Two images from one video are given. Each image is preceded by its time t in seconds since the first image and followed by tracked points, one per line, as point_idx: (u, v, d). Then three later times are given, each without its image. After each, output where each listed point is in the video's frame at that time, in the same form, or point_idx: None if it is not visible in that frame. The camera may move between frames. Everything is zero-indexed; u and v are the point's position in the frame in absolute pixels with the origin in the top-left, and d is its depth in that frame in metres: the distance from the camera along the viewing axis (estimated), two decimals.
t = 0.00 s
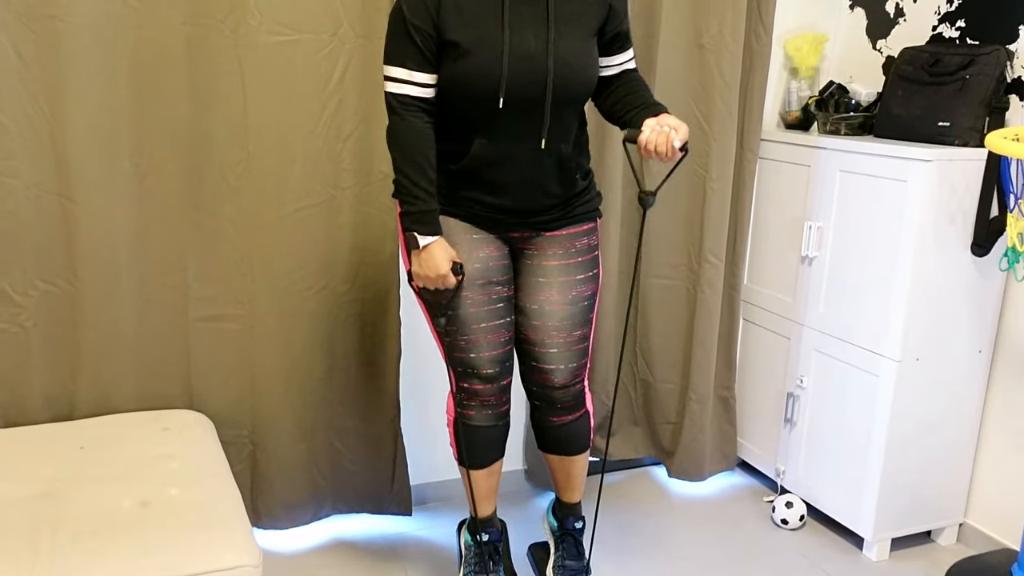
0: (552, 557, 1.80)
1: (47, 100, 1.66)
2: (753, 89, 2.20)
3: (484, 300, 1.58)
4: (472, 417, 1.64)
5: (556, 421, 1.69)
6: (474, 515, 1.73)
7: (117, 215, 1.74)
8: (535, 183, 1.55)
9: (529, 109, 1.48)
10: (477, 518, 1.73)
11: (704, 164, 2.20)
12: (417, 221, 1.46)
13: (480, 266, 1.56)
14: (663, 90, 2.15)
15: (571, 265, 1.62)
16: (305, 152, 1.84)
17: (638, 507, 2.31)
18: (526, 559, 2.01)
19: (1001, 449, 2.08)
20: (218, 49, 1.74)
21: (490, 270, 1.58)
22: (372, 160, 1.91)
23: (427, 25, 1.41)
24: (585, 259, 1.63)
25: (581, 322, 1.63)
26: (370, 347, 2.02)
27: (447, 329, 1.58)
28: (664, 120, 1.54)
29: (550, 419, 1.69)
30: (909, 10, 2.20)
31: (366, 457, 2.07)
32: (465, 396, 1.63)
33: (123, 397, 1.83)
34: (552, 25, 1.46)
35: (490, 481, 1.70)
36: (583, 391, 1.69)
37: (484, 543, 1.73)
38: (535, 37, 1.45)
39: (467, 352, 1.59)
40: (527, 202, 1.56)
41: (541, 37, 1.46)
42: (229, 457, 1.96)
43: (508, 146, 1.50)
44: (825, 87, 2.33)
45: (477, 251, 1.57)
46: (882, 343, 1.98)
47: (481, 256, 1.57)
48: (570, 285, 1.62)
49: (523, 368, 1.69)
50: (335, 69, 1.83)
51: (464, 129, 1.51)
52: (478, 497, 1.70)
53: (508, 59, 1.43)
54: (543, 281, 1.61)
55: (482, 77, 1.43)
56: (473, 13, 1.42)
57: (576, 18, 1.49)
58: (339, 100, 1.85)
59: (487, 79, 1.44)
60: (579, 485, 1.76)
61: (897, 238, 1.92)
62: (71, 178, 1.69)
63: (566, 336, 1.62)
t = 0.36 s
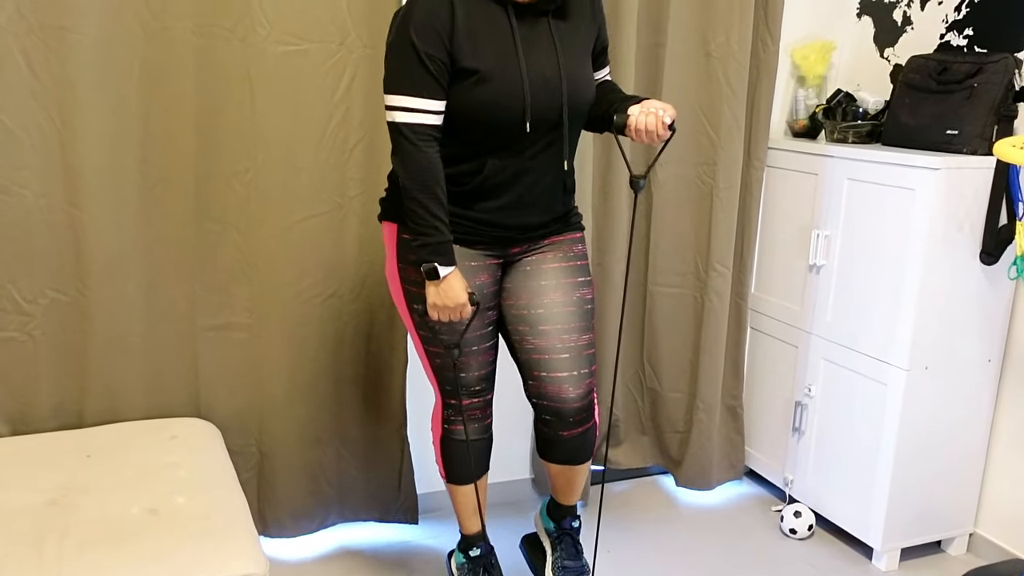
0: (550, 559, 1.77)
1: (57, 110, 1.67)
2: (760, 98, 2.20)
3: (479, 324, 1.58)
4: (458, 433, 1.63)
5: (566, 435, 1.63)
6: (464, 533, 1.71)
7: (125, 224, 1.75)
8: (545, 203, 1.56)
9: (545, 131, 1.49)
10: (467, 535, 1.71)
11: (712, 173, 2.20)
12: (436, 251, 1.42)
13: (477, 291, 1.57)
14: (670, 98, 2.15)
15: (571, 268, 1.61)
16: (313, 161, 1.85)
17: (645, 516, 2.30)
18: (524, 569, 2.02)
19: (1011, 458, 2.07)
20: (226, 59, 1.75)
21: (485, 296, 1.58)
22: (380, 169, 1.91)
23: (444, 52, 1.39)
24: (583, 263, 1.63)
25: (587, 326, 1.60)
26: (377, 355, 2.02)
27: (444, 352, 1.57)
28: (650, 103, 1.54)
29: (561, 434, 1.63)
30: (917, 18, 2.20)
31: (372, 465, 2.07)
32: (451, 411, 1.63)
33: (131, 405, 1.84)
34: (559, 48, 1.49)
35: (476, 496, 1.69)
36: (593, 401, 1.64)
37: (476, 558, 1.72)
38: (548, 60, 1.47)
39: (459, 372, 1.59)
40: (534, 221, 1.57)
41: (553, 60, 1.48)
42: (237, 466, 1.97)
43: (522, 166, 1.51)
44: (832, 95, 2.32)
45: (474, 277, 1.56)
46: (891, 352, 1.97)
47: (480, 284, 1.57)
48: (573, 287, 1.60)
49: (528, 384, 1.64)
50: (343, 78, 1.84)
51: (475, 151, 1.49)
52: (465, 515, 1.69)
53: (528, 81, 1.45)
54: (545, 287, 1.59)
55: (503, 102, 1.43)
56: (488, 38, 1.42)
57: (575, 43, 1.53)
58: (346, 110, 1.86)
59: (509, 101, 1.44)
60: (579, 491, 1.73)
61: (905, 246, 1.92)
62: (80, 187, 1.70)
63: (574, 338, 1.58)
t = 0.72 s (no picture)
0: (546, 561, 1.76)
1: (62, 118, 1.67)
2: (764, 105, 2.20)
3: (482, 356, 1.58)
4: (457, 463, 1.62)
5: (579, 445, 1.58)
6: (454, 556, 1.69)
7: (130, 233, 1.76)
8: (546, 230, 1.58)
9: (549, 160, 1.51)
10: (456, 557, 1.68)
11: (716, 180, 2.20)
12: (437, 283, 1.43)
13: (480, 321, 1.57)
14: (675, 105, 2.15)
15: (570, 278, 1.61)
16: (318, 169, 1.85)
17: (650, 524, 2.30)
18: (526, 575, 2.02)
19: (1018, 465, 2.06)
20: (231, 67, 1.76)
21: (488, 328, 1.59)
22: (384, 177, 1.92)
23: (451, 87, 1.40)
24: (580, 276, 1.63)
25: (594, 332, 1.59)
26: (380, 362, 2.02)
27: (447, 382, 1.56)
28: (647, 137, 1.56)
29: (573, 444, 1.58)
30: (921, 24, 2.20)
31: (377, 472, 2.07)
32: (452, 439, 1.61)
33: (136, 412, 1.84)
34: (559, 77, 1.51)
35: (470, 521, 1.67)
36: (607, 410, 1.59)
37: None
38: (550, 90, 1.48)
39: (461, 401, 1.58)
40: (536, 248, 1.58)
41: (556, 90, 1.49)
42: (241, 473, 1.97)
43: (526, 194, 1.52)
44: (837, 101, 2.32)
45: (478, 306, 1.56)
46: (897, 359, 1.96)
47: (482, 313, 1.57)
48: (574, 295, 1.60)
49: (539, 400, 1.60)
50: (346, 86, 1.84)
51: (480, 181, 1.49)
52: (458, 539, 1.66)
53: (535, 112, 1.46)
54: (549, 295, 1.58)
55: (510, 134, 1.44)
56: (495, 71, 1.43)
57: (573, 71, 1.55)
58: (349, 118, 1.86)
59: (516, 133, 1.45)
60: (576, 495, 1.70)
61: (910, 253, 1.91)
62: (85, 195, 1.71)
63: (582, 343, 1.56)
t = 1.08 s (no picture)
0: (546, 565, 1.77)
1: (65, 125, 1.68)
2: (766, 109, 2.20)
3: (501, 368, 1.58)
4: (467, 472, 1.61)
5: (580, 448, 1.57)
6: (449, 568, 1.69)
7: (132, 240, 1.76)
8: (570, 239, 1.60)
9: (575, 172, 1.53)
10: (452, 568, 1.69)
11: (717, 185, 2.20)
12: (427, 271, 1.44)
13: (500, 334, 1.57)
14: (676, 109, 2.15)
15: (585, 283, 1.61)
16: (320, 176, 1.86)
17: (653, 529, 2.29)
18: None
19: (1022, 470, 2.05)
20: (233, 74, 1.76)
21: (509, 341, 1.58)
22: (386, 183, 1.92)
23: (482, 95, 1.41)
24: (595, 281, 1.63)
25: (604, 337, 1.58)
26: (382, 368, 2.01)
27: (464, 396, 1.56)
28: (642, 155, 1.57)
29: (575, 448, 1.57)
30: (922, 28, 2.21)
31: (379, 479, 2.07)
32: (462, 452, 1.61)
33: (138, 419, 1.84)
34: (586, 91, 1.53)
35: (469, 536, 1.66)
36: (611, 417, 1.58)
37: None
38: (580, 104, 1.51)
39: (473, 414, 1.57)
40: (560, 257, 1.60)
41: (583, 101, 1.52)
42: (244, 479, 1.96)
43: (553, 204, 1.54)
44: (838, 106, 2.32)
45: (500, 319, 1.56)
46: (900, 364, 1.96)
47: (503, 325, 1.57)
48: (587, 298, 1.60)
49: (544, 401, 1.59)
50: (348, 93, 1.84)
51: (509, 191, 1.51)
52: (455, 553, 1.66)
53: (564, 123, 1.48)
54: (564, 297, 1.58)
55: (541, 144, 1.46)
56: (526, 82, 1.44)
57: (597, 84, 1.56)
58: (351, 124, 1.86)
59: (546, 144, 1.47)
60: (577, 497, 1.70)
61: (912, 258, 1.91)
62: (88, 203, 1.71)
63: (591, 346, 1.56)
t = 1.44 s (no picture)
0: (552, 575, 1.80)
1: (66, 131, 1.68)
2: (766, 113, 2.20)
3: (524, 337, 1.60)
4: (482, 447, 1.64)
5: (564, 435, 1.69)
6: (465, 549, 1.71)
7: (132, 245, 1.76)
8: (586, 207, 1.58)
9: (585, 136, 1.52)
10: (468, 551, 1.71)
11: (718, 188, 2.19)
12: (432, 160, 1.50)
13: (524, 302, 1.59)
14: (676, 112, 2.15)
15: (609, 274, 1.63)
16: (320, 180, 1.86)
17: (654, 533, 2.29)
18: None
19: None
20: (233, 79, 1.76)
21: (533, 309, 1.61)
22: (387, 187, 1.92)
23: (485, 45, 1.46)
24: (620, 269, 1.65)
25: (611, 334, 1.64)
26: (383, 373, 2.01)
27: (484, 363, 1.59)
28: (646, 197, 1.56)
29: (560, 432, 1.69)
30: (921, 31, 2.24)
31: (380, 483, 2.06)
32: (479, 425, 1.64)
33: (139, 425, 1.84)
34: (607, 57, 1.51)
35: (485, 514, 1.69)
36: (598, 407, 1.69)
37: None
38: (594, 68, 1.49)
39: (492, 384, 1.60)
40: (578, 224, 1.58)
41: (598, 66, 1.50)
42: (245, 485, 1.95)
43: (565, 170, 1.53)
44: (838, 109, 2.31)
45: (524, 286, 1.59)
46: (901, 366, 1.95)
47: (527, 293, 1.59)
48: (605, 293, 1.63)
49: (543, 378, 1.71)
50: (348, 98, 1.85)
51: (517, 151, 1.52)
52: (470, 529, 1.69)
53: (569, 85, 1.48)
54: (582, 288, 1.62)
55: (542, 101, 1.47)
56: (534, 40, 1.46)
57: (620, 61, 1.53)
58: (352, 128, 1.87)
59: (547, 103, 1.47)
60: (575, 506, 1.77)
61: (914, 260, 1.91)
62: (90, 208, 1.72)
63: (592, 344, 1.63)
